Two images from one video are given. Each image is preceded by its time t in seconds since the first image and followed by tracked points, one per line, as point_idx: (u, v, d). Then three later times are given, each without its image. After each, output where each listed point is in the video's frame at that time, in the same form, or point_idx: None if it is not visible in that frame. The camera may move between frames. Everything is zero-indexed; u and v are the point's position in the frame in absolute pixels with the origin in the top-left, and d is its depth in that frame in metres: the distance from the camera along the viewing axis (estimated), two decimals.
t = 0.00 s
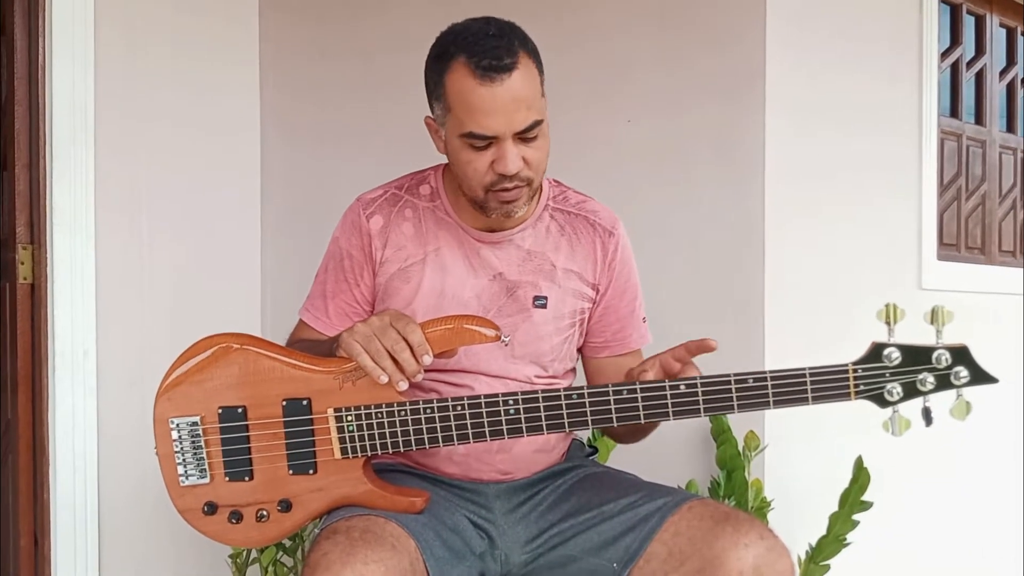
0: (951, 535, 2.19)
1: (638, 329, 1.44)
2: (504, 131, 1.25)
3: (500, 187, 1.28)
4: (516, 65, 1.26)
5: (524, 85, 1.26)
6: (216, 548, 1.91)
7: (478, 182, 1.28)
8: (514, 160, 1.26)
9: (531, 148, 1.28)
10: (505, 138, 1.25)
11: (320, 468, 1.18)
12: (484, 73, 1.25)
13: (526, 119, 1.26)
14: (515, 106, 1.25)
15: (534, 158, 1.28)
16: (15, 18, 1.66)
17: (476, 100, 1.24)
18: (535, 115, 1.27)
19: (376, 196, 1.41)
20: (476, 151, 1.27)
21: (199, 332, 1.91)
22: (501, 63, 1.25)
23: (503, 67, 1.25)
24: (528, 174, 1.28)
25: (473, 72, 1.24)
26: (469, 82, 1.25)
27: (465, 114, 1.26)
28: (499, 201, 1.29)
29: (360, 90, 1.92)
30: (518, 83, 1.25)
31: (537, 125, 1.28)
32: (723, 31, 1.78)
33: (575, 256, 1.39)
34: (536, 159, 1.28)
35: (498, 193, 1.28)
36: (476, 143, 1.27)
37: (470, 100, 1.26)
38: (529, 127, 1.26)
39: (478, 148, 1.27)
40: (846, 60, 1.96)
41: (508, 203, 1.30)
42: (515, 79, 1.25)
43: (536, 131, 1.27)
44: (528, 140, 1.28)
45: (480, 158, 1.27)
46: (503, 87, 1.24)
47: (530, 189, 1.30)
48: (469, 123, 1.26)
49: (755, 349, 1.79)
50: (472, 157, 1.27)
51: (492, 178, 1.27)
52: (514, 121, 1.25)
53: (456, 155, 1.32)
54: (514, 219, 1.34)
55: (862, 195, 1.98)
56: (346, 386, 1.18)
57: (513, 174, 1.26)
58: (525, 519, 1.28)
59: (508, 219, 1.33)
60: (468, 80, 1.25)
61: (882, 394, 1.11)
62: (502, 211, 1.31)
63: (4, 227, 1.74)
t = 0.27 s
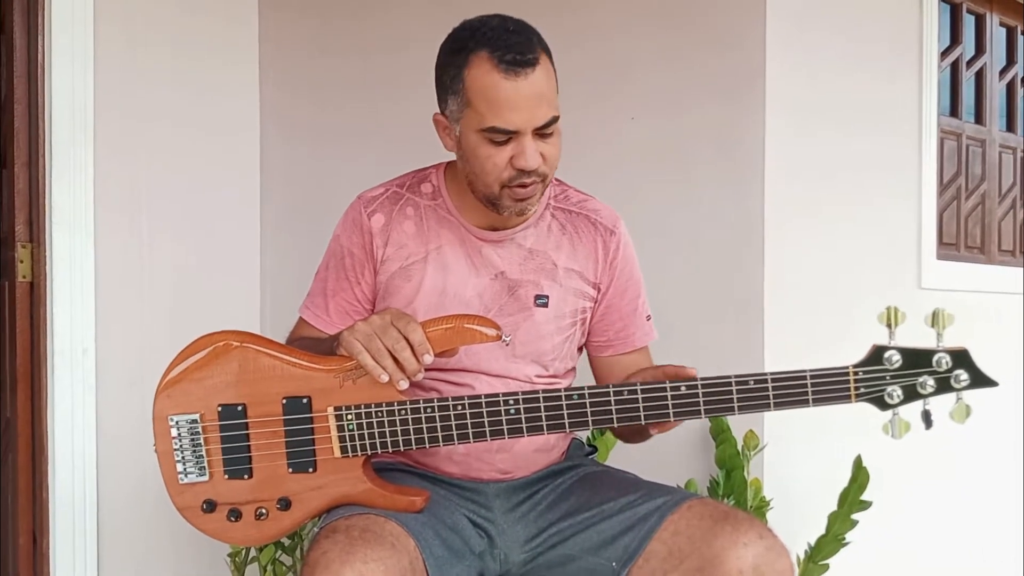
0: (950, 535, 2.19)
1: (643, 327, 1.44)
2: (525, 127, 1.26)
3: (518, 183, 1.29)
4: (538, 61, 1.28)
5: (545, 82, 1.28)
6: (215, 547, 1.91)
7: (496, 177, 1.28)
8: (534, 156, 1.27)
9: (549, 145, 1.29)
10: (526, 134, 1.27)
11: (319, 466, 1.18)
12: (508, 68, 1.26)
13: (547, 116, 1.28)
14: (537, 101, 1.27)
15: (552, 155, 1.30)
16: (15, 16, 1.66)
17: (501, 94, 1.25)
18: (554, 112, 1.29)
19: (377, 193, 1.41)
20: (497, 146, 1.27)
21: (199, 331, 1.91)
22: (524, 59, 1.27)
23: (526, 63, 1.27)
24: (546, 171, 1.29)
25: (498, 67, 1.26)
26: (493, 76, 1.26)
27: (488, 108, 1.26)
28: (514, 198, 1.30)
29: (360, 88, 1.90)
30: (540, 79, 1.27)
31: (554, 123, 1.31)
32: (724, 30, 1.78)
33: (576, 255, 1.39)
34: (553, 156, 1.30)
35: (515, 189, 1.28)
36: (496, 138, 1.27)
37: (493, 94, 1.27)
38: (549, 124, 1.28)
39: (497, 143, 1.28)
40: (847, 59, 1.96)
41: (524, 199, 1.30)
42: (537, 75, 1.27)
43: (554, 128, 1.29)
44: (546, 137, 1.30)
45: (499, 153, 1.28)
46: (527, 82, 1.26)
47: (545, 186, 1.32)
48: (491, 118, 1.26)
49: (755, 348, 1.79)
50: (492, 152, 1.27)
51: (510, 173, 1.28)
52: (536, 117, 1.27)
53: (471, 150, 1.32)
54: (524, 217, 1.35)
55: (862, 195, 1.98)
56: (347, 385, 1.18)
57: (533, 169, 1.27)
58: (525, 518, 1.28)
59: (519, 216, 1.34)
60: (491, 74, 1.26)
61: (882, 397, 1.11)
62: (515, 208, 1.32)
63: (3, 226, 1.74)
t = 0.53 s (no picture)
0: (950, 537, 2.19)
1: (647, 331, 1.43)
2: (548, 126, 1.29)
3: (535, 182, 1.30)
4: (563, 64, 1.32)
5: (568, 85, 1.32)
6: (214, 549, 1.91)
7: (515, 175, 1.30)
8: (554, 155, 1.29)
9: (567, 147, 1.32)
10: (548, 133, 1.29)
11: (320, 469, 1.18)
12: (536, 67, 1.29)
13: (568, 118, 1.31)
14: (561, 102, 1.30)
15: (569, 157, 1.32)
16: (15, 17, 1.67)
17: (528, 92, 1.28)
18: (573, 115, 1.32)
19: (380, 195, 1.41)
20: (519, 143, 1.29)
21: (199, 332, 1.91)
22: (552, 60, 1.30)
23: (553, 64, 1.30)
24: (563, 172, 1.32)
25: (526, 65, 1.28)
26: (521, 73, 1.29)
27: (514, 105, 1.28)
28: (530, 197, 1.31)
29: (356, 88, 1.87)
30: (564, 82, 1.31)
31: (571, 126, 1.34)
32: (723, 33, 1.78)
33: (577, 260, 1.39)
34: (570, 158, 1.32)
35: (532, 188, 1.30)
36: (518, 135, 1.29)
37: (519, 91, 1.29)
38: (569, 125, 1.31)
39: (519, 140, 1.30)
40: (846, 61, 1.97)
41: (538, 199, 1.32)
42: (561, 77, 1.31)
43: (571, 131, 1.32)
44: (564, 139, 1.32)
45: (521, 150, 1.30)
46: (554, 82, 1.29)
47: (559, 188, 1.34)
48: (516, 114, 1.28)
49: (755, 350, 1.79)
50: (515, 149, 1.29)
51: (530, 172, 1.30)
52: (558, 118, 1.29)
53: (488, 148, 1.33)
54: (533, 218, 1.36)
55: (862, 197, 1.99)
56: (348, 388, 1.18)
57: (553, 169, 1.29)
58: (525, 521, 1.28)
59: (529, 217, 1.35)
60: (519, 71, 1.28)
61: (884, 402, 1.11)
62: (528, 209, 1.32)
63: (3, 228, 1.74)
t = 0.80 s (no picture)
0: (950, 538, 2.19)
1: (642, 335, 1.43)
2: (551, 125, 1.28)
3: (536, 181, 1.30)
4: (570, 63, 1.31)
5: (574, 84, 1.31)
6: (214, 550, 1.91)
7: (516, 173, 1.29)
8: (556, 154, 1.29)
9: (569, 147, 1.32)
10: (551, 132, 1.28)
11: (319, 470, 1.18)
12: (543, 65, 1.28)
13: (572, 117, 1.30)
14: (566, 101, 1.29)
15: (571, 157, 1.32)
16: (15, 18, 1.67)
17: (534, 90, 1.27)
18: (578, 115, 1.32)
19: (380, 196, 1.40)
20: (522, 141, 1.29)
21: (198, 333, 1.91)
22: (559, 58, 1.30)
23: (560, 62, 1.30)
24: (564, 172, 1.31)
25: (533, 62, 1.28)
26: (527, 70, 1.28)
27: (518, 102, 1.28)
28: (531, 196, 1.31)
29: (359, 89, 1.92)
30: (570, 81, 1.30)
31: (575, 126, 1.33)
32: (723, 33, 1.78)
33: (577, 260, 1.39)
34: (572, 158, 1.32)
35: (532, 187, 1.30)
36: (521, 133, 1.29)
37: (524, 89, 1.28)
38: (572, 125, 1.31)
39: (523, 138, 1.29)
40: (846, 62, 1.97)
41: (538, 198, 1.31)
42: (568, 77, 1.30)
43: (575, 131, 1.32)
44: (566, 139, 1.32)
45: (523, 148, 1.29)
46: (560, 81, 1.29)
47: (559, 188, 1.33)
48: (520, 112, 1.28)
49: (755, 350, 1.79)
50: (517, 146, 1.28)
51: (531, 170, 1.29)
52: (562, 117, 1.29)
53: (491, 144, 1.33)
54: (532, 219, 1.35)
55: (862, 198, 1.99)
56: (347, 389, 1.18)
57: (554, 168, 1.29)
58: (524, 522, 1.28)
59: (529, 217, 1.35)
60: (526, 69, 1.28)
61: (883, 404, 1.11)
62: (527, 208, 1.32)
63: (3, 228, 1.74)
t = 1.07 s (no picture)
0: (949, 538, 2.19)
1: (644, 334, 1.44)
2: (556, 123, 1.29)
3: (539, 179, 1.30)
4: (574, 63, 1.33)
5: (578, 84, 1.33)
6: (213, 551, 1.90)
7: (520, 171, 1.30)
8: (559, 153, 1.30)
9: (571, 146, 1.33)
10: (555, 130, 1.29)
11: (319, 471, 1.18)
12: (548, 63, 1.30)
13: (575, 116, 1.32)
14: (570, 100, 1.31)
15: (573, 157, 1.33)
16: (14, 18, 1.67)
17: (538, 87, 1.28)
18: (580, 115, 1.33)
19: (380, 197, 1.40)
20: (527, 138, 1.29)
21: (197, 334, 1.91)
22: (563, 58, 1.31)
23: (565, 62, 1.31)
24: (567, 171, 1.32)
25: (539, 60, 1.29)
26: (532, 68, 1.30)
27: (524, 99, 1.29)
28: (534, 194, 1.31)
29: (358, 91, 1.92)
30: (574, 81, 1.32)
31: (576, 126, 1.34)
32: (723, 34, 1.78)
33: (577, 261, 1.39)
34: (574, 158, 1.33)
35: (536, 185, 1.30)
36: (526, 130, 1.30)
37: (530, 86, 1.29)
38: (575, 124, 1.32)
39: (527, 136, 1.30)
40: (845, 63, 1.97)
41: (541, 197, 1.31)
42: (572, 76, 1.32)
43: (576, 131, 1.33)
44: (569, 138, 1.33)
45: (528, 146, 1.30)
46: (564, 80, 1.30)
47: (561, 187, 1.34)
48: (525, 109, 1.29)
49: (755, 351, 1.79)
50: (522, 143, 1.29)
51: (535, 168, 1.30)
52: (566, 116, 1.30)
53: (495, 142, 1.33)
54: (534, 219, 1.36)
55: (861, 199, 1.99)
56: (347, 390, 1.18)
57: (558, 166, 1.30)
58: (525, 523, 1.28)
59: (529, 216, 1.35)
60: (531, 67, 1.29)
61: (883, 404, 1.11)
62: (530, 207, 1.32)
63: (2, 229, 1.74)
